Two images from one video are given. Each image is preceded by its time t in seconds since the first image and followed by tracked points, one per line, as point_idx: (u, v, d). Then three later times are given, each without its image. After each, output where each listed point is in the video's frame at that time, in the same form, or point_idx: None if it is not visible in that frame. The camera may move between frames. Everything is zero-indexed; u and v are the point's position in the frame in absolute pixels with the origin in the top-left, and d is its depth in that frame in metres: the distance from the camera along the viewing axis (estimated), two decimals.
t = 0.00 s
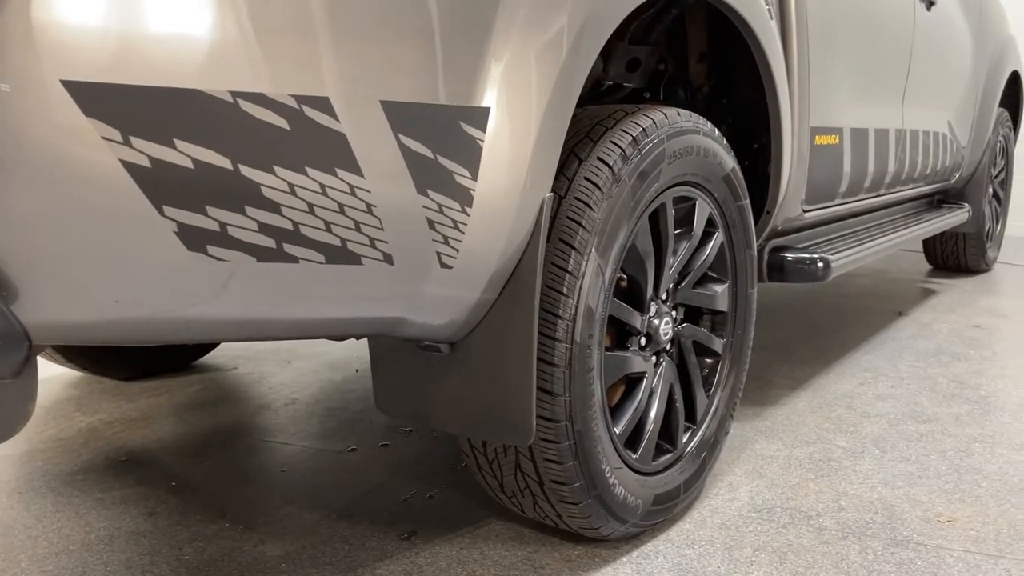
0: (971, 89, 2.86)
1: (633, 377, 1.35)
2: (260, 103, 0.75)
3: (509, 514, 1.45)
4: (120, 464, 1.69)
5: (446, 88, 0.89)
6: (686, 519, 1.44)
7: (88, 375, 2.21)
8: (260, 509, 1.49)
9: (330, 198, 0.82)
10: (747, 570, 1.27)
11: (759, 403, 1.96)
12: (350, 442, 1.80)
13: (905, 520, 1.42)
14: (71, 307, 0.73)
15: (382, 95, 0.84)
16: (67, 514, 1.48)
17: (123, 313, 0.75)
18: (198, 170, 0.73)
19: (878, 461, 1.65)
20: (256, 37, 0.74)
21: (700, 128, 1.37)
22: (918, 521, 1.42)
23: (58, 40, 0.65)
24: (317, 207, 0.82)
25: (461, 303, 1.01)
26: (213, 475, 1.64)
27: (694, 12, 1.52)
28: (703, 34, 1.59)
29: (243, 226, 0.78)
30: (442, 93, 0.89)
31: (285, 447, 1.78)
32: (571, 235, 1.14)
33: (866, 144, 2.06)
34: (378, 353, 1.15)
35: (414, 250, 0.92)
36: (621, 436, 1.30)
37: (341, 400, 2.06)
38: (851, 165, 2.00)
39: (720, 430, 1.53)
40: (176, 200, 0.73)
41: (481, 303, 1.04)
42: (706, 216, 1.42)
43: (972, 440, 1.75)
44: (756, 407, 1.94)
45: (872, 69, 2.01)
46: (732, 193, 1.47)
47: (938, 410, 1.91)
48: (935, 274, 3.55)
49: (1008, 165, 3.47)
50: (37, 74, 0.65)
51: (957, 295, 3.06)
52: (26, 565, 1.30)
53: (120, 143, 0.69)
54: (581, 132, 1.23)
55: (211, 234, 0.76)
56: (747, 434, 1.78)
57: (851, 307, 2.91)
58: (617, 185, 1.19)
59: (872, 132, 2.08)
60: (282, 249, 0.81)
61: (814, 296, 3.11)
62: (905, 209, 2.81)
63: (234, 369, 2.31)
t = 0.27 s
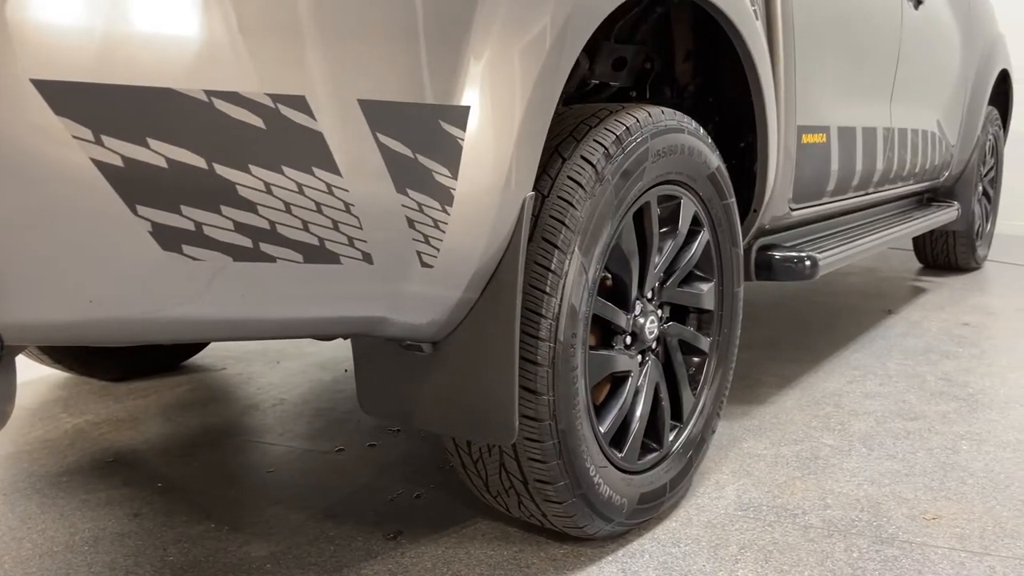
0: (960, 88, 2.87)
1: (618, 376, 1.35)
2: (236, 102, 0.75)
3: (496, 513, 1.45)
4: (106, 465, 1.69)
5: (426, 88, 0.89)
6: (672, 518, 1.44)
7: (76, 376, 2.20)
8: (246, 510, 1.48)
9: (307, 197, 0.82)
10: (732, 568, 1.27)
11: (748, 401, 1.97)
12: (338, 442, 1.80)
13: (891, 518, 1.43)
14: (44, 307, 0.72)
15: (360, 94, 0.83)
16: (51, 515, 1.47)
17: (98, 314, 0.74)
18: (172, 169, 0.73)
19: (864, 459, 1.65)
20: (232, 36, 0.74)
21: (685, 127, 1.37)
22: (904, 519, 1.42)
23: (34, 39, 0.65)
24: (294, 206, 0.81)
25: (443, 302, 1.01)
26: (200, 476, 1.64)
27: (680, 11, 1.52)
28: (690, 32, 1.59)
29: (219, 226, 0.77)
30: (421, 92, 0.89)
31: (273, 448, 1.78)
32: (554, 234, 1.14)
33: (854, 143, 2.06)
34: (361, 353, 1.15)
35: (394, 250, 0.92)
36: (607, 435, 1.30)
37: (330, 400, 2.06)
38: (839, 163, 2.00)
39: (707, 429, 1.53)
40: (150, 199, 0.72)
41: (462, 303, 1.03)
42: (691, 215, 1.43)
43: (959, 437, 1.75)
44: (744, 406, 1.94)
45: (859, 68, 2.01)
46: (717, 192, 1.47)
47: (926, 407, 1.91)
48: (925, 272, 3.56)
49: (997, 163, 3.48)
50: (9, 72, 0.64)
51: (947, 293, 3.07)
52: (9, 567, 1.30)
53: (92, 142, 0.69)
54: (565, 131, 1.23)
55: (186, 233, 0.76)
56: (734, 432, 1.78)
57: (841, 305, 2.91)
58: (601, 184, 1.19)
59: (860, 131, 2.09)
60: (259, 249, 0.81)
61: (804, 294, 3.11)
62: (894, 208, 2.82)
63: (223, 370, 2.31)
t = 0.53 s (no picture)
0: (948, 86, 2.88)
1: (603, 375, 1.35)
2: (210, 102, 0.74)
3: (482, 513, 1.45)
4: (91, 467, 1.68)
5: (404, 88, 0.89)
6: (658, 517, 1.44)
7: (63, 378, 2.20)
8: (231, 512, 1.48)
9: (284, 198, 0.81)
10: (716, 567, 1.27)
11: (736, 400, 1.97)
12: (325, 443, 1.80)
13: (876, 516, 1.43)
14: (17, 311, 0.71)
15: (337, 94, 0.83)
16: (35, 518, 1.46)
17: (72, 316, 0.74)
18: (145, 170, 0.72)
19: (851, 457, 1.66)
20: (206, 36, 0.74)
21: (669, 126, 1.37)
22: (889, 517, 1.42)
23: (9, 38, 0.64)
24: (271, 207, 0.81)
25: (424, 302, 1.01)
26: (186, 477, 1.63)
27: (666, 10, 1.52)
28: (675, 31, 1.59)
29: (193, 226, 0.77)
30: (399, 92, 0.89)
31: (260, 449, 1.77)
32: (537, 234, 1.14)
33: (841, 141, 2.07)
34: (344, 354, 1.15)
35: (373, 250, 0.92)
36: (591, 434, 1.30)
37: (318, 401, 2.05)
38: (826, 162, 2.01)
39: (693, 428, 1.53)
40: (123, 200, 0.72)
41: (444, 303, 1.03)
42: (676, 214, 1.43)
43: (945, 435, 1.75)
44: (731, 405, 1.94)
45: (845, 67, 2.01)
46: (702, 191, 1.47)
47: (913, 405, 1.92)
48: (915, 270, 3.57)
49: (986, 161, 3.49)
50: None
51: (936, 291, 3.07)
52: None
53: (63, 143, 0.68)
54: (548, 130, 1.23)
55: (161, 235, 0.75)
56: (722, 431, 1.79)
57: (830, 304, 2.92)
58: (584, 184, 1.19)
59: (847, 129, 2.09)
60: (235, 250, 0.80)
61: (794, 293, 3.12)
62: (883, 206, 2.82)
63: (211, 371, 2.30)
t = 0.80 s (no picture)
0: (936, 85, 2.89)
1: (587, 374, 1.35)
2: (184, 102, 0.74)
3: (468, 513, 1.45)
4: (76, 469, 1.67)
5: (382, 87, 0.89)
6: (644, 516, 1.44)
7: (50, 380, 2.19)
8: (216, 513, 1.47)
9: (259, 197, 0.81)
10: (700, 566, 1.27)
11: (723, 399, 1.97)
12: (312, 443, 1.79)
13: (861, 514, 1.43)
14: None
15: (313, 94, 0.83)
16: (18, 520, 1.46)
17: (45, 317, 0.73)
18: (117, 170, 0.72)
19: (836, 456, 1.66)
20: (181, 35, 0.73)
21: (653, 125, 1.38)
22: (874, 515, 1.43)
23: None
24: (246, 206, 0.81)
25: (404, 302, 1.01)
26: (171, 478, 1.63)
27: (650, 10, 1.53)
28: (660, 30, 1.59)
29: (167, 226, 0.76)
30: (377, 91, 0.88)
31: (247, 450, 1.77)
32: (519, 233, 1.14)
33: (827, 140, 2.07)
34: (325, 354, 1.14)
35: (352, 250, 0.92)
36: (575, 434, 1.30)
37: (306, 401, 2.05)
38: (812, 161, 2.01)
39: (679, 426, 1.53)
40: (95, 200, 0.71)
41: (424, 303, 1.03)
42: (661, 213, 1.43)
43: (931, 433, 1.76)
44: (719, 403, 1.94)
45: (831, 66, 2.02)
46: (686, 190, 1.47)
47: (899, 403, 1.92)
48: (904, 269, 3.58)
49: (975, 160, 3.50)
50: None
51: (925, 290, 3.08)
52: None
53: (33, 143, 0.67)
54: (531, 130, 1.23)
55: (134, 235, 0.75)
56: (708, 430, 1.79)
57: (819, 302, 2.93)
58: (566, 183, 1.19)
59: (833, 128, 2.10)
60: (211, 250, 0.80)
61: (783, 292, 3.13)
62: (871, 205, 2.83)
63: (199, 372, 2.30)
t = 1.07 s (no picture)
0: (923, 85, 2.90)
1: (570, 374, 1.35)
2: (156, 104, 0.74)
3: (453, 514, 1.45)
4: (60, 472, 1.66)
5: (360, 86, 0.89)
6: (628, 516, 1.44)
7: (35, 382, 2.18)
8: (201, 515, 1.47)
9: (234, 199, 0.81)
10: (684, 566, 1.27)
11: (710, 398, 1.98)
12: (298, 445, 1.79)
13: (845, 513, 1.43)
14: None
15: (288, 95, 0.83)
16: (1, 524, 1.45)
17: (17, 320, 0.73)
18: (89, 173, 0.72)
19: (821, 454, 1.66)
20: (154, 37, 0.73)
21: (636, 126, 1.38)
22: (857, 513, 1.43)
23: None
24: (221, 208, 0.80)
25: (383, 303, 1.01)
26: (156, 481, 1.62)
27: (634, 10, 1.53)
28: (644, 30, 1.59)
29: (140, 229, 0.76)
30: (353, 92, 0.88)
31: (233, 452, 1.76)
32: (500, 234, 1.14)
33: (813, 140, 2.08)
34: (307, 356, 1.14)
35: (330, 251, 0.92)
36: (559, 434, 1.30)
37: (292, 403, 2.04)
38: (798, 161, 2.02)
39: (664, 426, 1.54)
40: (66, 202, 0.71)
41: (404, 304, 1.03)
42: (644, 213, 1.43)
43: (916, 431, 1.76)
44: (705, 403, 1.95)
45: (817, 66, 2.03)
46: (670, 190, 1.48)
47: (885, 402, 1.93)
48: (893, 268, 3.59)
49: (962, 159, 3.52)
50: None
51: (913, 288, 3.09)
52: None
53: (4, 146, 0.67)
54: (513, 130, 1.23)
55: (107, 237, 0.74)
56: (694, 430, 1.79)
57: (808, 301, 2.94)
58: (548, 183, 1.19)
59: (819, 128, 2.10)
60: (186, 252, 0.80)
61: (772, 291, 3.13)
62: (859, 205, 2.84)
63: (186, 373, 2.29)
